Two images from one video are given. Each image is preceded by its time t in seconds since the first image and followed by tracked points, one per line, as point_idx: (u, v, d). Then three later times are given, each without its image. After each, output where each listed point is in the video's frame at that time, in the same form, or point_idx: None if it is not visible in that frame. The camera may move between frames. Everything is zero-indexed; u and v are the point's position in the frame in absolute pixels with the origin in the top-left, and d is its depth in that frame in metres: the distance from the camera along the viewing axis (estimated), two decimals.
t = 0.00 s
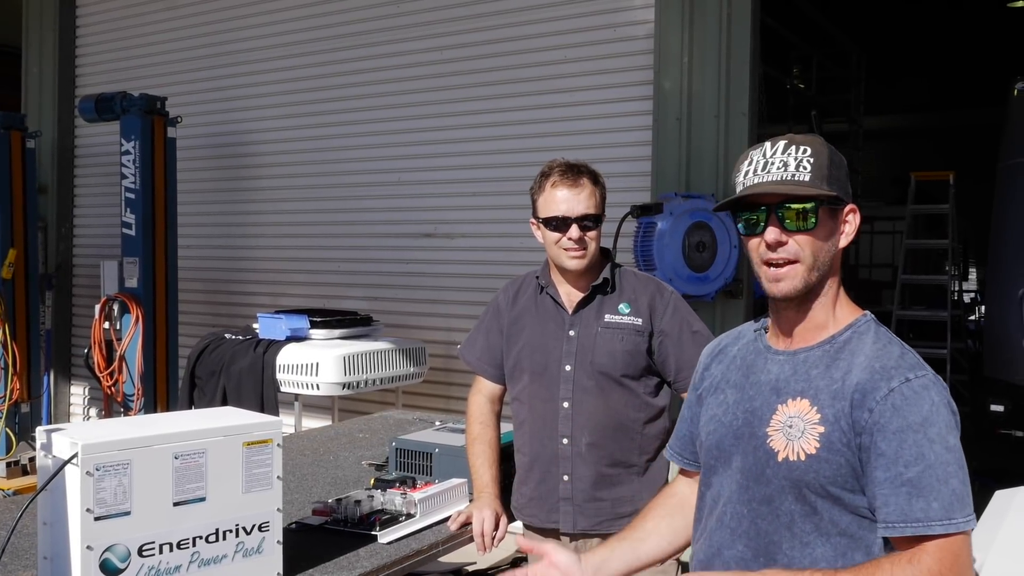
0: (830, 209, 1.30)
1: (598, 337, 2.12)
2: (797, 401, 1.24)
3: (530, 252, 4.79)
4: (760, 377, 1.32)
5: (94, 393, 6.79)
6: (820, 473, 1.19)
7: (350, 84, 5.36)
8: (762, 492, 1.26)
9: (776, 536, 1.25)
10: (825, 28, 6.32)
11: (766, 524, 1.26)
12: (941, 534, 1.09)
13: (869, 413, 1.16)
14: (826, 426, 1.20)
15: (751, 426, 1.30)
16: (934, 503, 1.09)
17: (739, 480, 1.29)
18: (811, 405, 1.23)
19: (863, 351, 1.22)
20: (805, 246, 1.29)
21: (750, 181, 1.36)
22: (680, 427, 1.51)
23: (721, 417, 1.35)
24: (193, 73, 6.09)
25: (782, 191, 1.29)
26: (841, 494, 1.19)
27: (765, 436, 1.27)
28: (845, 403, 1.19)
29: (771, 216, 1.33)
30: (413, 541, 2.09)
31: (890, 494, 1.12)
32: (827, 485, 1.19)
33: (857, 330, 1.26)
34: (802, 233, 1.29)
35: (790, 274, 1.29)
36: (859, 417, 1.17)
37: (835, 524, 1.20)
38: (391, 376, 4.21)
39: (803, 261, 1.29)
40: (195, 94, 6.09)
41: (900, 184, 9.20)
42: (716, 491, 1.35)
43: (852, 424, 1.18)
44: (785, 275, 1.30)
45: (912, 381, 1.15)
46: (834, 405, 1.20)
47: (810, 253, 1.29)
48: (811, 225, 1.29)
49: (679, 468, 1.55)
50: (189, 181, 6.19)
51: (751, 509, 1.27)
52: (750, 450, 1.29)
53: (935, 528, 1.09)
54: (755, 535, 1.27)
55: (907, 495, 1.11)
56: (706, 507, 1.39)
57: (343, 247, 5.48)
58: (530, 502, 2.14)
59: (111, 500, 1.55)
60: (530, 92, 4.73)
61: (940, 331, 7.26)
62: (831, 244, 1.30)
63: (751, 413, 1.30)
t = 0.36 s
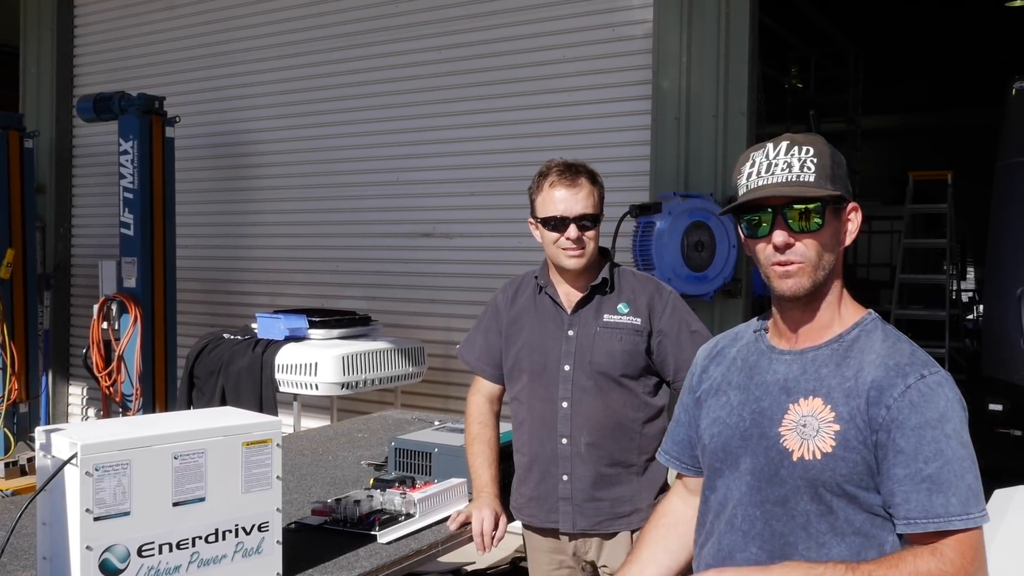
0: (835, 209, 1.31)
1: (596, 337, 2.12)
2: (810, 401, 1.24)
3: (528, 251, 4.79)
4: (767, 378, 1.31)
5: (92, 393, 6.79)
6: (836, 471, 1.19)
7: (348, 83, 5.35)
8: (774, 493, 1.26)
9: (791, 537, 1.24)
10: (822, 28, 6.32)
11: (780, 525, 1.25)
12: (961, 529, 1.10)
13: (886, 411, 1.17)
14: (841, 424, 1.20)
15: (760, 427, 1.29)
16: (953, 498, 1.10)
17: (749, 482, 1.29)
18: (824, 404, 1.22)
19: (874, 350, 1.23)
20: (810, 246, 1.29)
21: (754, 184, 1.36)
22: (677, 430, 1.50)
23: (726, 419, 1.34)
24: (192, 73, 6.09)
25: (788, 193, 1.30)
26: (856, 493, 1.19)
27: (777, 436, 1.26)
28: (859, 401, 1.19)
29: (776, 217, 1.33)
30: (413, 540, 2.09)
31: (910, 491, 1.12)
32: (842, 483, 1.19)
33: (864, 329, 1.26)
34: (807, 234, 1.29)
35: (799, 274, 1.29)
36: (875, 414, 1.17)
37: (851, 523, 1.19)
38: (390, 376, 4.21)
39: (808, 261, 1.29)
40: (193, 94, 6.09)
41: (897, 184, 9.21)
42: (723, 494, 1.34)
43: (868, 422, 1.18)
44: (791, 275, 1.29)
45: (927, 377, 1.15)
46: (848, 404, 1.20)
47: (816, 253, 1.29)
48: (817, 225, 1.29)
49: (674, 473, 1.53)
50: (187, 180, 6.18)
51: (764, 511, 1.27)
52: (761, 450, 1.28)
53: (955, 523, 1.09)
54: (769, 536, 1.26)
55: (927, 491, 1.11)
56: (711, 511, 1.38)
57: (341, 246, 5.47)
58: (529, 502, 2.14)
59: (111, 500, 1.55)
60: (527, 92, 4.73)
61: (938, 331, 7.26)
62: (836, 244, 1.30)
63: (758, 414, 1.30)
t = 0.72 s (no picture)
0: (839, 208, 1.31)
1: (596, 336, 2.12)
2: (809, 401, 1.25)
3: (528, 251, 4.79)
4: (768, 378, 1.32)
5: (91, 393, 6.78)
6: (836, 471, 1.19)
7: (348, 84, 5.35)
8: (776, 494, 1.26)
9: (793, 538, 1.24)
10: (822, 28, 6.32)
11: (783, 527, 1.25)
12: (964, 529, 1.09)
13: (885, 409, 1.16)
14: (840, 424, 1.20)
15: (761, 428, 1.29)
16: (956, 497, 1.09)
17: (752, 484, 1.29)
18: (824, 404, 1.22)
19: (874, 348, 1.23)
20: (816, 245, 1.29)
21: (757, 183, 1.35)
22: (680, 432, 1.51)
23: (728, 421, 1.34)
24: (191, 73, 6.09)
25: (793, 191, 1.29)
26: (858, 493, 1.19)
27: (778, 437, 1.26)
28: (859, 401, 1.19)
29: (780, 215, 1.33)
30: (412, 540, 2.09)
31: (912, 491, 1.12)
32: (843, 484, 1.19)
33: (865, 328, 1.26)
34: (812, 233, 1.30)
35: (805, 274, 1.29)
36: (874, 414, 1.17)
37: (853, 524, 1.19)
38: (389, 376, 4.21)
39: (814, 260, 1.29)
40: (192, 94, 6.08)
41: (897, 184, 9.23)
42: (727, 496, 1.34)
43: (868, 421, 1.18)
44: (797, 274, 1.29)
45: (926, 374, 1.15)
46: (848, 403, 1.20)
47: (822, 252, 1.29)
48: (822, 225, 1.30)
49: (677, 473, 1.54)
50: (186, 181, 6.18)
51: (767, 513, 1.27)
52: (762, 452, 1.28)
53: (959, 522, 1.09)
54: (773, 538, 1.26)
55: (929, 490, 1.11)
56: (717, 512, 1.38)
57: (340, 247, 5.47)
58: (528, 502, 2.14)
59: (110, 500, 1.55)
60: (527, 92, 4.73)
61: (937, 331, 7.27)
62: (840, 243, 1.31)
63: (760, 415, 1.30)
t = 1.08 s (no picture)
0: (841, 205, 1.30)
1: (595, 335, 2.12)
2: (807, 404, 1.24)
3: (527, 250, 4.79)
4: (770, 381, 1.31)
5: (89, 392, 6.76)
6: (833, 476, 1.19)
7: (347, 82, 5.34)
8: (776, 499, 1.26)
9: (793, 542, 1.24)
10: (821, 27, 6.32)
11: (782, 532, 1.25)
12: (964, 534, 1.08)
13: (880, 412, 1.15)
14: (837, 428, 1.19)
15: (761, 431, 1.29)
16: (954, 502, 1.08)
17: (754, 487, 1.29)
18: (821, 408, 1.22)
19: (873, 348, 1.22)
20: (815, 242, 1.28)
21: (757, 177, 1.35)
22: (697, 433, 1.51)
23: (732, 424, 1.35)
24: (189, 72, 6.08)
25: (794, 185, 1.29)
26: (857, 497, 1.18)
27: (776, 441, 1.26)
28: (856, 403, 1.18)
29: (779, 211, 1.32)
30: (412, 538, 2.09)
31: (907, 496, 1.11)
32: (841, 488, 1.18)
33: (865, 327, 1.25)
34: (811, 229, 1.29)
35: (803, 271, 1.28)
36: (871, 416, 1.16)
37: (852, 529, 1.19)
38: (389, 375, 4.20)
39: (813, 257, 1.28)
40: (190, 93, 6.07)
41: (896, 182, 9.23)
42: (733, 499, 1.35)
43: (864, 424, 1.17)
44: (796, 271, 1.29)
45: (923, 375, 1.14)
46: (845, 407, 1.19)
47: (821, 249, 1.28)
48: (821, 221, 1.29)
49: (700, 478, 1.54)
50: (185, 179, 6.17)
51: (767, 517, 1.27)
52: (762, 456, 1.28)
53: (957, 528, 1.07)
54: (773, 543, 1.26)
55: (924, 495, 1.09)
56: (726, 515, 1.38)
57: (339, 245, 5.46)
58: (528, 501, 2.13)
59: (110, 498, 1.54)
60: (526, 91, 4.72)
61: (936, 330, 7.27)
62: (840, 241, 1.30)
63: (761, 419, 1.30)
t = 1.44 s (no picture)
0: (841, 205, 1.30)
1: (595, 333, 2.12)
2: (808, 404, 1.24)
3: (526, 250, 4.79)
4: (773, 380, 1.31)
5: (88, 392, 6.75)
6: (833, 478, 1.19)
7: (345, 82, 5.34)
8: (776, 499, 1.26)
9: (792, 542, 1.24)
10: (819, 27, 6.32)
11: (781, 532, 1.25)
12: (963, 538, 1.07)
13: (881, 414, 1.15)
14: (837, 429, 1.19)
15: (762, 430, 1.30)
16: (954, 506, 1.07)
17: (754, 487, 1.29)
18: (822, 408, 1.22)
19: (876, 350, 1.21)
20: (814, 242, 1.28)
21: (754, 180, 1.36)
22: (701, 431, 1.52)
23: (735, 422, 1.35)
24: (188, 71, 6.07)
25: (791, 186, 1.29)
26: (857, 499, 1.18)
27: (777, 441, 1.26)
28: (858, 404, 1.18)
29: (778, 213, 1.32)
30: (412, 538, 2.08)
31: (906, 499, 1.10)
32: (840, 489, 1.19)
33: (869, 327, 1.25)
34: (810, 229, 1.29)
35: (804, 271, 1.28)
36: (872, 418, 1.16)
37: (852, 530, 1.18)
38: (388, 375, 4.20)
39: (813, 257, 1.28)
40: (189, 92, 6.07)
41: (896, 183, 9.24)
42: (734, 498, 1.35)
43: (864, 425, 1.17)
44: (795, 272, 1.29)
45: (925, 378, 1.13)
46: (846, 407, 1.19)
47: (820, 250, 1.28)
48: (820, 220, 1.29)
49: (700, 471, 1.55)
50: (184, 179, 6.17)
51: (767, 516, 1.27)
52: (763, 455, 1.28)
53: (955, 532, 1.07)
54: (771, 543, 1.26)
55: (923, 498, 1.09)
56: (727, 512, 1.38)
57: (338, 245, 5.46)
58: (527, 500, 2.13)
59: (110, 498, 1.54)
60: (525, 91, 4.72)
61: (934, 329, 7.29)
62: (841, 240, 1.30)
63: (763, 418, 1.30)
